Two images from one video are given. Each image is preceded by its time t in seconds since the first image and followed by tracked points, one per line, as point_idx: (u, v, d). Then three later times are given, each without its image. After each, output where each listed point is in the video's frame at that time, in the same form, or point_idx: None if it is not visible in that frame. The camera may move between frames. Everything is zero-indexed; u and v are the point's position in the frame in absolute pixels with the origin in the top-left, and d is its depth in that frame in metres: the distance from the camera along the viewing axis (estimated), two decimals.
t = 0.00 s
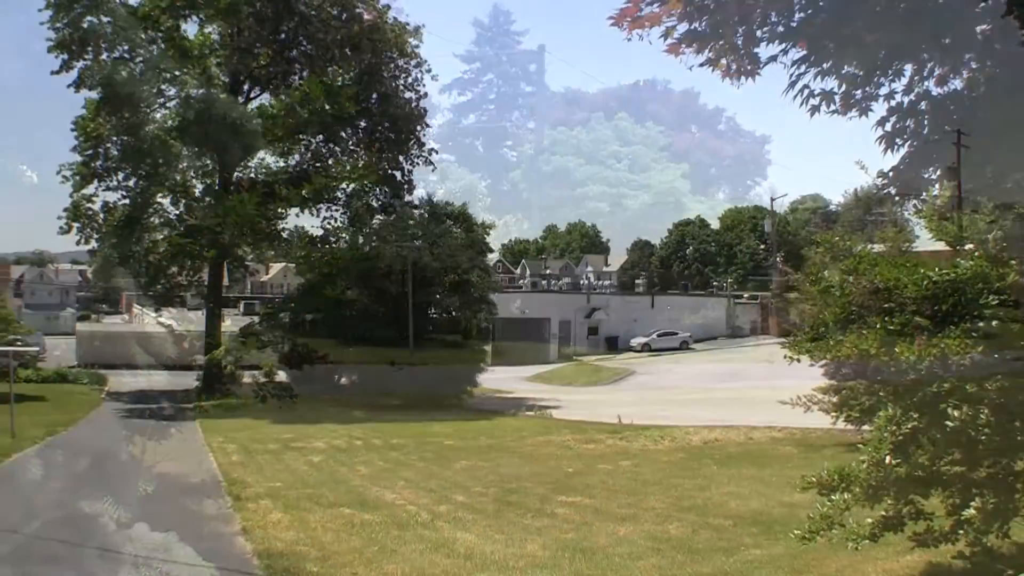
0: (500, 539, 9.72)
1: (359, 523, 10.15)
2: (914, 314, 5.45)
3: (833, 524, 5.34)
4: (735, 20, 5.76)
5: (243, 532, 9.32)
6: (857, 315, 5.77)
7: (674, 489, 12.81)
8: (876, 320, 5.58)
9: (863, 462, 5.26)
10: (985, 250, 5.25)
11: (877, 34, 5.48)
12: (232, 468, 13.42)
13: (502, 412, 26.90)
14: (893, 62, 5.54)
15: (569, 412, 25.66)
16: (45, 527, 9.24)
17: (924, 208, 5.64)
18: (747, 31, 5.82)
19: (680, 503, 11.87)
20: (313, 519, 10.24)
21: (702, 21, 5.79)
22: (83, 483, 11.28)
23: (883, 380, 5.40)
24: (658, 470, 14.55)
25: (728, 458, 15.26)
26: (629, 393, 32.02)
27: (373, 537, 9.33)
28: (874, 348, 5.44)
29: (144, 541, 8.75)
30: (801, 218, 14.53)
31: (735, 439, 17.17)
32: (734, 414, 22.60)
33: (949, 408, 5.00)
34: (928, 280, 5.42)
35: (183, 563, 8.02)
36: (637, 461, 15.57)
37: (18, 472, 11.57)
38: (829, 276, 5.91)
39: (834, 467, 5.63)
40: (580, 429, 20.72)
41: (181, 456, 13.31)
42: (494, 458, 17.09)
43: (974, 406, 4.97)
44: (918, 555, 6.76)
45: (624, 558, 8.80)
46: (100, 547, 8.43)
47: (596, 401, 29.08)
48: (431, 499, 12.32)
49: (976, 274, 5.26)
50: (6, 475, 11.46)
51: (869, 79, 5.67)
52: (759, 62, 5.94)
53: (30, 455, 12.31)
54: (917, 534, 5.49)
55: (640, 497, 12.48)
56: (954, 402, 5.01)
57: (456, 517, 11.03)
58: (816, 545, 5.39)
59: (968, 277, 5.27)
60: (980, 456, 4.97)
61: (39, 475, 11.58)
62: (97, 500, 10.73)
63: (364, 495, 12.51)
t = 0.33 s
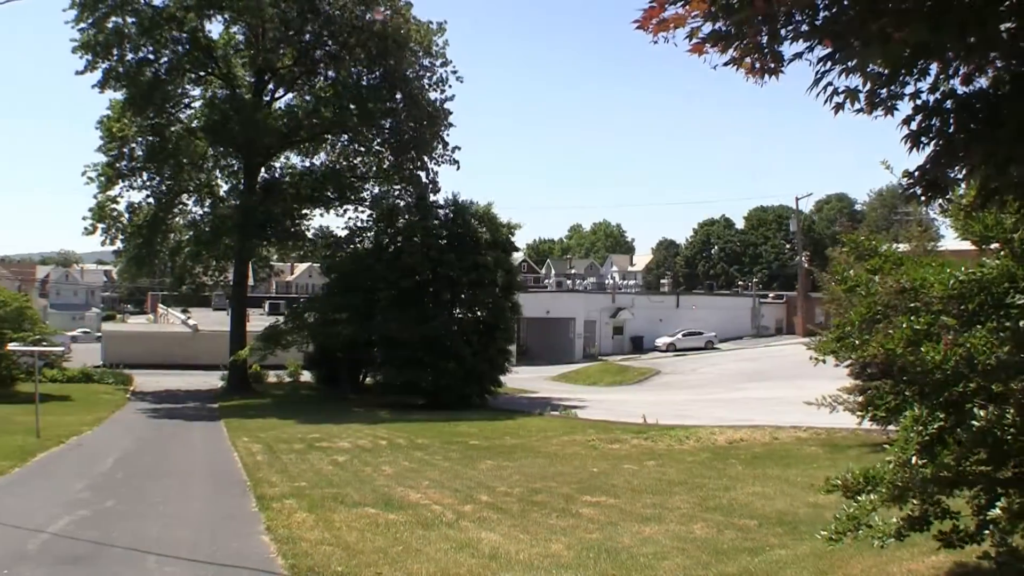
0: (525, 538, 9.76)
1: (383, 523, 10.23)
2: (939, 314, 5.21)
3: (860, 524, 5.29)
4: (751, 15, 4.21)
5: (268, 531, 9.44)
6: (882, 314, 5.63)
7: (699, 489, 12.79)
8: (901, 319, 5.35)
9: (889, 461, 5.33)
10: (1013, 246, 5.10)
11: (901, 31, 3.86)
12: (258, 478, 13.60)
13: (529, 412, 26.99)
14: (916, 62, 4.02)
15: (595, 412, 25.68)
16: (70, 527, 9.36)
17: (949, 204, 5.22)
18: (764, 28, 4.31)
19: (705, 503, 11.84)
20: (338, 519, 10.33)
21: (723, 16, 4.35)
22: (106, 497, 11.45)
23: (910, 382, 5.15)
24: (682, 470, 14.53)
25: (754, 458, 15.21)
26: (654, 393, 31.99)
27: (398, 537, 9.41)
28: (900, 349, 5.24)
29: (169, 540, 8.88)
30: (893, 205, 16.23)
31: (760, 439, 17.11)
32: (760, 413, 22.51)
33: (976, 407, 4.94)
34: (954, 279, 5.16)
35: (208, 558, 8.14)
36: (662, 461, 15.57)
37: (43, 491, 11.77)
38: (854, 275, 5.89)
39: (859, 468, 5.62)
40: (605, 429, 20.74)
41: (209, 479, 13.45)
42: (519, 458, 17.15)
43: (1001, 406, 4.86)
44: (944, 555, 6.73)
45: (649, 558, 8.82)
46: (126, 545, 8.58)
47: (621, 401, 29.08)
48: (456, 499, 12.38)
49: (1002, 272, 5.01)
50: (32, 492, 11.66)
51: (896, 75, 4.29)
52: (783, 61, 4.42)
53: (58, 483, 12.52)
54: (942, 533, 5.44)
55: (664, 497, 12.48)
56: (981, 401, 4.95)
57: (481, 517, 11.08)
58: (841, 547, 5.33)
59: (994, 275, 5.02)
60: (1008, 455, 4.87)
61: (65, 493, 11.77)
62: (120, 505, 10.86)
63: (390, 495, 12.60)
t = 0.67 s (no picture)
0: (554, 538, 9.79)
1: (412, 522, 10.32)
2: (970, 314, 5.12)
3: (889, 525, 5.27)
4: (783, 13, 4.12)
5: (297, 531, 9.54)
6: (910, 314, 5.57)
7: (727, 489, 12.76)
8: (932, 319, 5.29)
9: (919, 461, 5.32)
10: None
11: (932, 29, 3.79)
12: (287, 478, 13.72)
13: (557, 412, 26.97)
14: (947, 59, 4.01)
15: (622, 412, 25.61)
16: (99, 526, 9.51)
17: (979, 203, 5.16)
18: (794, 26, 4.23)
19: (734, 502, 11.80)
20: (367, 518, 10.43)
21: (754, 15, 4.30)
22: (135, 497, 11.60)
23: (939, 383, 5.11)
24: (711, 470, 14.48)
25: (783, 458, 15.13)
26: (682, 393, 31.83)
27: (426, 536, 9.48)
28: (930, 349, 5.17)
29: (197, 539, 9.02)
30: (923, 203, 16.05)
31: (789, 439, 17.00)
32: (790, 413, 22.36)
33: (1005, 408, 4.94)
34: (986, 278, 5.09)
35: (236, 557, 8.25)
36: (690, 461, 15.53)
37: (73, 491, 11.94)
38: (884, 276, 5.85)
39: (888, 467, 5.59)
40: (633, 429, 20.70)
41: (239, 479, 13.60)
42: (547, 458, 17.17)
43: None
44: (974, 555, 6.70)
45: (678, 558, 8.82)
46: (155, 545, 8.72)
47: (649, 401, 28.97)
48: (484, 499, 12.44)
49: None
50: (63, 491, 11.84)
51: (924, 73, 4.26)
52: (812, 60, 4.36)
53: (88, 483, 12.70)
54: (973, 533, 5.44)
55: (693, 497, 12.46)
56: (1011, 402, 4.94)
57: (510, 516, 11.14)
58: (869, 547, 5.30)
59: None
60: None
61: (94, 493, 11.94)
62: (148, 505, 11.01)
63: (418, 494, 12.68)
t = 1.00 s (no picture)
0: (586, 538, 9.85)
1: (443, 522, 10.41)
2: (1003, 315, 5.07)
3: (920, 526, 5.25)
4: (816, 8, 4.06)
5: (329, 531, 9.67)
6: (943, 313, 5.54)
7: (759, 489, 12.73)
8: (963, 319, 5.25)
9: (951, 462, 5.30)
10: None
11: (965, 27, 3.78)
12: (319, 478, 13.88)
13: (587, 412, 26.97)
14: (980, 56, 3.98)
15: (653, 412, 25.58)
16: (131, 526, 9.68)
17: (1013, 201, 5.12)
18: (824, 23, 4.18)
19: (765, 503, 11.77)
20: (399, 518, 10.54)
21: (783, 13, 4.25)
22: (167, 497, 11.79)
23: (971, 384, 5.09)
24: (744, 470, 14.45)
25: (816, 458, 15.06)
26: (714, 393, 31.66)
27: (458, 536, 9.57)
28: (962, 349, 5.13)
29: (228, 539, 9.17)
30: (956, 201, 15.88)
31: (822, 439, 16.89)
32: (823, 413, 22.20)
33: None
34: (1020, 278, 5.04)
35: (266, 558, 8.38)
36: (722, 461, 15.50)
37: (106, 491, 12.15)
38: (915, 276, 5.81)
39: (919, 468, 5.57)
40: (665, 429, 20.67)
41: (270, 479, 13.77)
42: (579, 458, 17.21)
43: None
44: (1007, 556, 6.65)
45: (710, 558, 8.84)
46: (187, 544, 8.87)
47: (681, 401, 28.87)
48: (516, 499, 12.51)
49: None
50: (95, 491, 12.07)
51: (958, 70, 4.21)
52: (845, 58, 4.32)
53: (121, 483, 12.92)
54: (1006, 535, 5.40)
55: (726, 497, 12.45)
56: None
57: (542, 516, 11.21)
58: (900, 548, 5.27)
59: None
60: None
61: (127, 492, 12.15)
62: (179, 505, 11.19)
63: (450, 494, 12.78)
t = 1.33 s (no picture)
0: (622, 539, 9.89)
1: (479, 522, 10.51)
2: None
3: (956, 527, 5.18)
4: (854, 6, 4.02)
5: (364, 531, 9.80)
6: (980, 312, 5.51)
7: (796, 489, 12.67)
8: (1001, 318, 5.21)
9: (990, 462, 5.22)
10: None
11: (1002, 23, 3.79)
12: (355, 478, 14.05)
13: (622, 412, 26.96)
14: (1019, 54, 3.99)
15: (689, 412, 25.51)
16: (167, 526, 9.87)
17: None
18: (859, 20, 4.13)
19: (800, 504, 11.72)
20: (435, 518, 10.66)
21: (819, 10, 4.18)
22: (202, 497, 11.99)
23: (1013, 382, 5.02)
24: (780, 470, 14.40)
25: (853, 458, 14.96)
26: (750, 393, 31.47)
27: (493, 536, 9.65)
28: (1000, 349, 5.08)
29: (265, 539, 9.34)
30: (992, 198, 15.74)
31: (858, 439, 16.75)
32: (860, 414, 22.01)
33: None
34: None
35: (301, 557, 8.53)
36: (759, 461, 15.46)
37: (143, 490, 12.38)
38: (954, 275, 5.77)
39: (956, 466, 5.51)
40: (701, 429, 20.61)
41: (304, 479, 13.95)
42: (615, 458, 17.24)
43: None
44: None
45: (745, 559, 8.84)
46: (224, 544, 9.05)
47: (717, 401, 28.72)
48: (552, 499, 12.58)
49: None
50: (131, 491, 12.31)
51: (995, 69, 4.18)
52: (880, 55, 4.29)
53: (158, 483, 13.16)
54: None
55: (762, 497, 12.43)
56: None
57: (578, 517, 11.26)
58: (935, 548, 5.21)
59: None
60: None
61: (163, 492, 12.38)
62: (214, 505, 11.39)
63: (486, 494, 12.88)
